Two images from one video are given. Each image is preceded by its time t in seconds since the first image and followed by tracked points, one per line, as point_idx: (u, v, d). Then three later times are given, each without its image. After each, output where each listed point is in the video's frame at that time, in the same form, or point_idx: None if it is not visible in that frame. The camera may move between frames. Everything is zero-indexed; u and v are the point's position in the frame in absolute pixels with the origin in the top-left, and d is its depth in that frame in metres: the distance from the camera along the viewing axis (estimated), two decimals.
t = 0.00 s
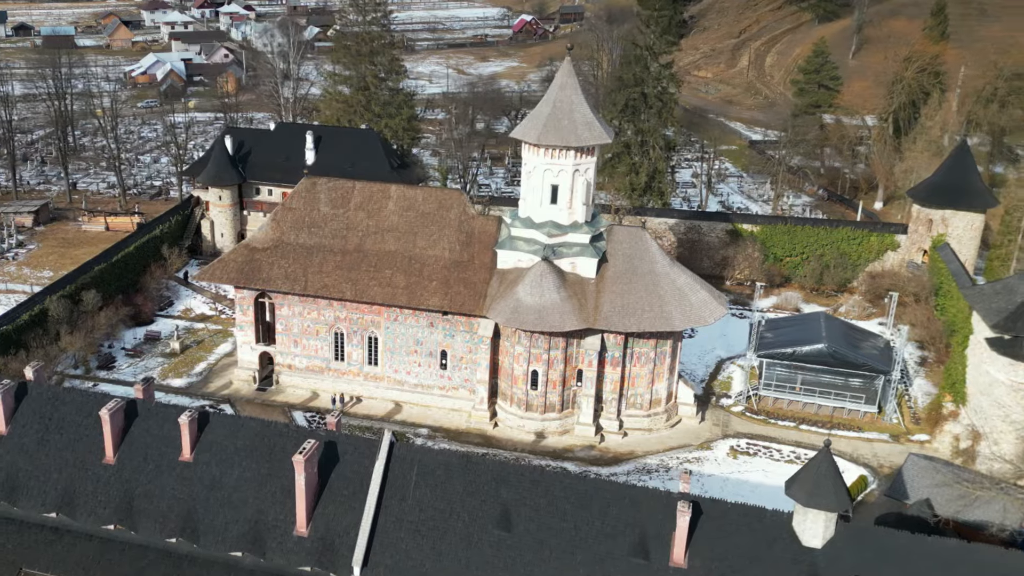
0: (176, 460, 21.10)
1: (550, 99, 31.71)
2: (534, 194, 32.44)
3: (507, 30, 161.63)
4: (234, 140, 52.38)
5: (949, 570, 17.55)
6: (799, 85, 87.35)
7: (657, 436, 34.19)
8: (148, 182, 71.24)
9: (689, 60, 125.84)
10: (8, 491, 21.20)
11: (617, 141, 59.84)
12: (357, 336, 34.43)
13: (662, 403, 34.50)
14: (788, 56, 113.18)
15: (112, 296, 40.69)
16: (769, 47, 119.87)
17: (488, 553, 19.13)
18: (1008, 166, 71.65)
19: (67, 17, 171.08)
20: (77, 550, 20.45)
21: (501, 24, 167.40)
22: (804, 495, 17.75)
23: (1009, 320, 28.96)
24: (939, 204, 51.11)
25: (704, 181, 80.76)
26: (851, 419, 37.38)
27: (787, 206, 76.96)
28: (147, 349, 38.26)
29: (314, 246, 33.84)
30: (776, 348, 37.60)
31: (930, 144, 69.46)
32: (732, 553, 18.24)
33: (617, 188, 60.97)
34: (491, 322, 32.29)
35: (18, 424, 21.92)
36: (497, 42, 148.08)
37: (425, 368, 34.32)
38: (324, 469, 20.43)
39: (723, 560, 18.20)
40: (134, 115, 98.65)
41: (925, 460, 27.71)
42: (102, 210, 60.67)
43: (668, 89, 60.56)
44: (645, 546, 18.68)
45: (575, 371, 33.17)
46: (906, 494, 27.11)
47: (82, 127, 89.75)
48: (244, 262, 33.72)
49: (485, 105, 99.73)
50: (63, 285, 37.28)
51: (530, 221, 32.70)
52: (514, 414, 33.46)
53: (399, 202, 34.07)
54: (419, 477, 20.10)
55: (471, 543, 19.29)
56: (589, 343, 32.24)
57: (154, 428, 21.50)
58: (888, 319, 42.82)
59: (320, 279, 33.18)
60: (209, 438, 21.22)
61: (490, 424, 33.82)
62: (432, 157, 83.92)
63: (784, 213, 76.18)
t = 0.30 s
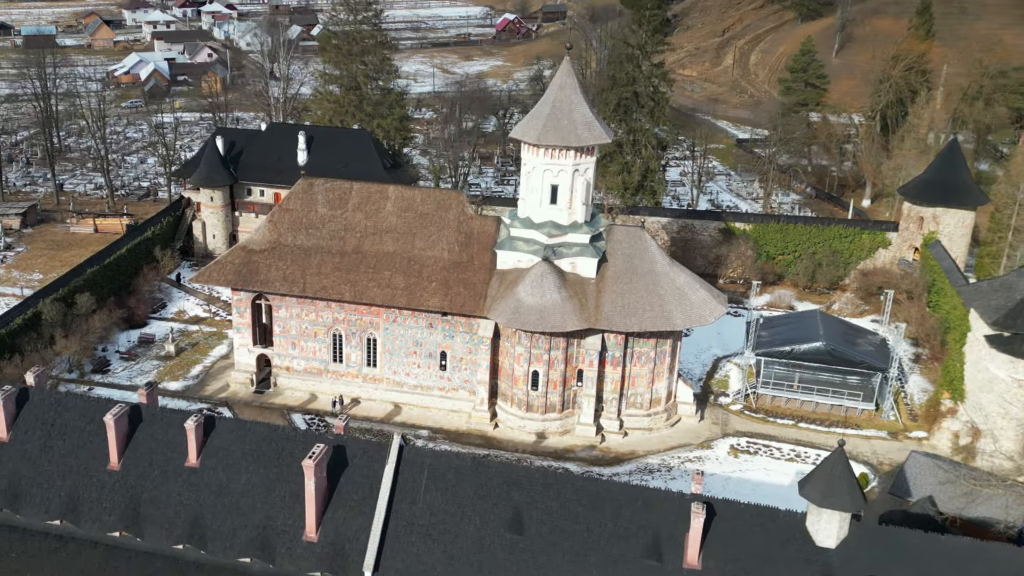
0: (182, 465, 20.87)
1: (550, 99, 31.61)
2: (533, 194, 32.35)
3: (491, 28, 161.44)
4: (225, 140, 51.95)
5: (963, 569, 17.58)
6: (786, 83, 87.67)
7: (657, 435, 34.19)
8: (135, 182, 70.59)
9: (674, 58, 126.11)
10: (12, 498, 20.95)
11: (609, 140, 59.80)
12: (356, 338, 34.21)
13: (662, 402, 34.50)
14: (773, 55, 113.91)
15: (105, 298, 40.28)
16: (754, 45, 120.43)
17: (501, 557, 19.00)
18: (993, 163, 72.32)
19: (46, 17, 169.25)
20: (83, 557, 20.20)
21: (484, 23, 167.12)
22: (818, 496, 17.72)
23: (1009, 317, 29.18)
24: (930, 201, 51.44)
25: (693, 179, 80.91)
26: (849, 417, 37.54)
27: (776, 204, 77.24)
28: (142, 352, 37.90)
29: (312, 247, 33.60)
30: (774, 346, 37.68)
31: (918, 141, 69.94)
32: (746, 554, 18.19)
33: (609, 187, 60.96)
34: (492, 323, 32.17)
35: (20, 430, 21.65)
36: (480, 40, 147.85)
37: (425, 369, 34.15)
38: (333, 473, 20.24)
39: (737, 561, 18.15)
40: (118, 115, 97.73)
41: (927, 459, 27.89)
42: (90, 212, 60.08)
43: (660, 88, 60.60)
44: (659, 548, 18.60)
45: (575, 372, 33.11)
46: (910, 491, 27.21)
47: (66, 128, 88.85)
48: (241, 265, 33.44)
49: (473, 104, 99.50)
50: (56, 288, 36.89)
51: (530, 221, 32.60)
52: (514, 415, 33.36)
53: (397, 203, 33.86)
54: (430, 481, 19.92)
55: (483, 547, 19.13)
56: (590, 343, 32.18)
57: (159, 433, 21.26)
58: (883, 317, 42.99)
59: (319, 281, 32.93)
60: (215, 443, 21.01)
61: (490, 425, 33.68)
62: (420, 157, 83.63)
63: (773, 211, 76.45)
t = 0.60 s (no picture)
0: (189, 471, 20.66)
1: (549, 98, 31.52)
2: (533, 194, 32.27)
3: (473, 27, 161.12)
4: (216, 140, 51.50)
5: (977, 567, 17.61)
6: (772, 81, 88.01)
7: (657, 434, 34.19)
8: (123, 183, 69.94)
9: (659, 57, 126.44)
10: (15, 506, 20.69)
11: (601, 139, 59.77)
12: (355, 339, 33.99)
13: (662, 401, 34.52)
14: (756, 54, 114.43)
15: (97, 301, 39.85)
16: (738, 43, 120.79)
17: (513, 560, 18.88)
18: (978, 161, 73.00)
19: (25, 17, 167.59)
20: (89, 565, 19.98)
21: (467, 22, 166.87)
22: (833, 495, 17.73)
23: (1008, 314, 29.42)
24: (921, 198, 51.81)
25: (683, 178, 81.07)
26: (846, 414, 37.72)
27: (765, 202, 77.54)
28: (136, 355, 37.54)
29: (310, 248, 33.36)
30: (772, 344, 37.79)
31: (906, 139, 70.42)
32: (760, 555, 18.16)
33: (601, 186, 61.00)
34: (492, 323, 32.05)
35: (22, 437, 21.39)
36: (463, 39, 147.52)
37: (424, 370, 33.99)
38: (343, 477, 20.06)
39: (753, 561, 18.11)
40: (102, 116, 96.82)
41: (929, 455, 27.98)
42: (78, 213, 59.44)
43: (651, 87, 60.68)
44: (673, 549, 18.54)
45: (576, 372, 33.04)
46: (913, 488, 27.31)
47: (50, 129, 87.94)
48: (238, 266, 33.15)
49: (460, 103, 99.27)
50: (48, 290, 36.46)
51: (529, 221, 32.51)
52: (515, 416, 33.27)
53: (395, 203, 33.68)
54: (441, 484, 19.78)
55: (496, 549, 19.02)
56: (590, 343, 32.10)
57: (164, 438, 21.02)
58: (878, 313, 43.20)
59: (318, 282, 32.69)
60: (222, 447, 20.81)
61: (491, 425, 33.56)
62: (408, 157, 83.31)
63: (763, 209, 76.73)
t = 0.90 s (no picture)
0: (196, 476, 20.47)
1: (548, 97, 31.45)
2: (532, 194, 32.18)
3: (456, 26, 160.70)
4: (207, 140, 51.03)
5: (989, 565, 17.71)
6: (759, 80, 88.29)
7: (657, 433, 34.21)
8: (109, 184, 69.26)
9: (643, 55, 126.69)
10: (19, 513, 20.45)
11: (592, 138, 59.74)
12: (353, 341, 33.78)
13: (662, 400, 34.53)
14: (740, 52, 114.95)
15: (90, 304, 39.44)
16: (720, 42, 121.22)
17: (527, 562, 18.81)
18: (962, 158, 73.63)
19: (3, 16, 165.62)
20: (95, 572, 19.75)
21: (449, 20, 166.46)
22: (847, 494, 17.77)
23: (1006, 311, 29.65)
24: (911, 196, 52.12)
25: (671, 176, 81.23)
26: (843, 411, 37.91)
27: (754, 200, 77.82)
28: (131, 358, 37.19)
29: (308, 249, 33.13)
30: (769, 342, 37.92)
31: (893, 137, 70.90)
32: (774, 555, 18.17)
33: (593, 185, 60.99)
34: (492, 323, 31.95)
35: (25, 443, 21.16)
36: (446, 39, 147.07)
37: (423, 371, 33.84)
38: (353, 481, 19.92)
39: (767, 561, 18.11)
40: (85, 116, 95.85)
41: (929, 452, 28.16)
42: (66, 214, 58.81)
43: (642, 85, 60.74)
44: (686, 550, 18.51)
45: (576, 371, 32.99)
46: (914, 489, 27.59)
47: (32, 129, 86.94)
48: (236, 268, 32.87)
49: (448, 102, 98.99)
50: (42, 293, 36.04)
51: (529, 221, 32.43)
52: (515, 416, 33.19)
53: (394, 204, 33.50)
54: (452, 486, 19.66)
55: (508, 552, 18.94)
56: (591, 342, 32.05)
57: (170, 443, 20.81)
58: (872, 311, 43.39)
59: (317, 284, 32.47)
60: (229, 452, 20.63)
61: (491, 426, 33.44)
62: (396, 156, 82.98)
63: (751, 207, 77.03)
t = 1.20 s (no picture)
0: (203, 481, 20.26)
1: (547, 97, 31.37)
2: (531, 194, 32.09)
3: (438, 25, 160.06)
4: (197, 141, 50.55)
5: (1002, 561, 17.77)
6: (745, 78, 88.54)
7: (657, 432, 34.21)
8: (95, 185, 68.56)
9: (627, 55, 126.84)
10: (23, 521, 20.17)
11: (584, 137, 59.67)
12: (352, 342, 33.58)
13: (661, 399, 34.52)
14: (723, 51, 115.37)
15: (82, 307, 38.99)
16: (703, 41, 121.53)
17: (540, 564, 18.71)
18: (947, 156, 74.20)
19: None
20: None
21: (430, 20, 165.75)
22: (861, 493, 17.78)
23: (1004, 308, 29.87)
24: (902, 194, 52.49)
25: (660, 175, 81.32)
26: (840, 408, 38.07)
27: (742, 198, 78.02)
28: (125, 362, 36.83)
29: (305, 251, 32.89)
30: (766, 340, 38.10)
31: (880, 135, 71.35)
32: (789, 554, 18.12)
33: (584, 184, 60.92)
34: (493, 324, 31.85)
35: (28, 450, 20.87)
36: (429, 38, 146.57)
37: (423, 372, 33.69)
38: (363, 485, 19.75)
39: (782, 560, 18.07)
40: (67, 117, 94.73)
41: (929, 448, 28.12)
42: (52, 216, 58.08)
43: (633, 85, 60.74)
44: (700, 550, 18.44)
45: (576, 371, 32.92)
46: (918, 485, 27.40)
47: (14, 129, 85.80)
48: (233, 270, 32.59)
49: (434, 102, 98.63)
50: (34, 297, 35.55)
51: (528, 221, 32.33)
52: (515, 416, 33.08)
53: (392, 205, 33.33)
54: (463, 489, 19.52)
55: (521, 554, 18.83)
56: (591, 342, 32.00)
57: (177, 448, 20.58)
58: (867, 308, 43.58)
59: (315, 285, 32.24)
60: (236, 456, 20.42)
61: (491, 427, 33.31)
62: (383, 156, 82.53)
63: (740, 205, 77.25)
